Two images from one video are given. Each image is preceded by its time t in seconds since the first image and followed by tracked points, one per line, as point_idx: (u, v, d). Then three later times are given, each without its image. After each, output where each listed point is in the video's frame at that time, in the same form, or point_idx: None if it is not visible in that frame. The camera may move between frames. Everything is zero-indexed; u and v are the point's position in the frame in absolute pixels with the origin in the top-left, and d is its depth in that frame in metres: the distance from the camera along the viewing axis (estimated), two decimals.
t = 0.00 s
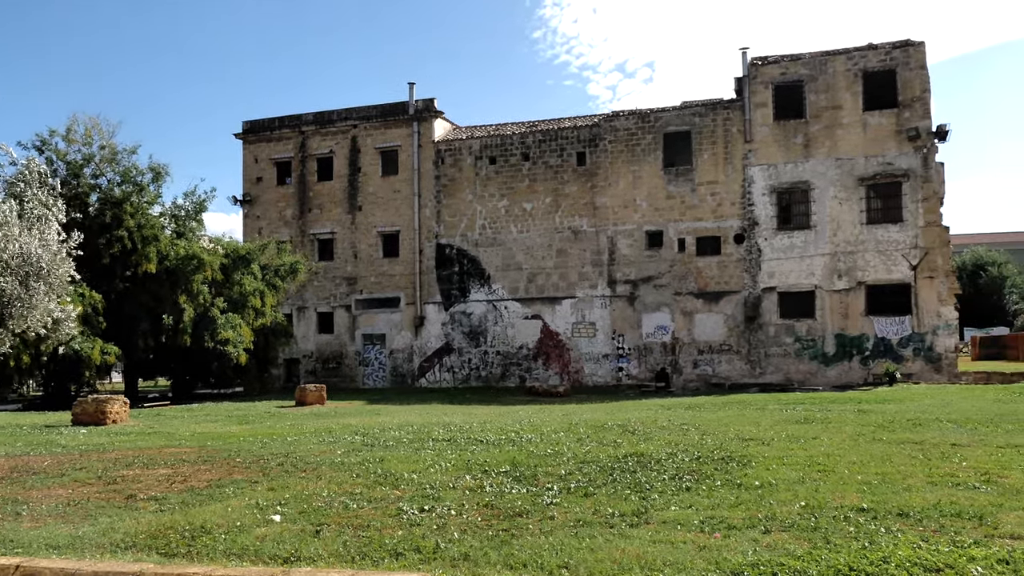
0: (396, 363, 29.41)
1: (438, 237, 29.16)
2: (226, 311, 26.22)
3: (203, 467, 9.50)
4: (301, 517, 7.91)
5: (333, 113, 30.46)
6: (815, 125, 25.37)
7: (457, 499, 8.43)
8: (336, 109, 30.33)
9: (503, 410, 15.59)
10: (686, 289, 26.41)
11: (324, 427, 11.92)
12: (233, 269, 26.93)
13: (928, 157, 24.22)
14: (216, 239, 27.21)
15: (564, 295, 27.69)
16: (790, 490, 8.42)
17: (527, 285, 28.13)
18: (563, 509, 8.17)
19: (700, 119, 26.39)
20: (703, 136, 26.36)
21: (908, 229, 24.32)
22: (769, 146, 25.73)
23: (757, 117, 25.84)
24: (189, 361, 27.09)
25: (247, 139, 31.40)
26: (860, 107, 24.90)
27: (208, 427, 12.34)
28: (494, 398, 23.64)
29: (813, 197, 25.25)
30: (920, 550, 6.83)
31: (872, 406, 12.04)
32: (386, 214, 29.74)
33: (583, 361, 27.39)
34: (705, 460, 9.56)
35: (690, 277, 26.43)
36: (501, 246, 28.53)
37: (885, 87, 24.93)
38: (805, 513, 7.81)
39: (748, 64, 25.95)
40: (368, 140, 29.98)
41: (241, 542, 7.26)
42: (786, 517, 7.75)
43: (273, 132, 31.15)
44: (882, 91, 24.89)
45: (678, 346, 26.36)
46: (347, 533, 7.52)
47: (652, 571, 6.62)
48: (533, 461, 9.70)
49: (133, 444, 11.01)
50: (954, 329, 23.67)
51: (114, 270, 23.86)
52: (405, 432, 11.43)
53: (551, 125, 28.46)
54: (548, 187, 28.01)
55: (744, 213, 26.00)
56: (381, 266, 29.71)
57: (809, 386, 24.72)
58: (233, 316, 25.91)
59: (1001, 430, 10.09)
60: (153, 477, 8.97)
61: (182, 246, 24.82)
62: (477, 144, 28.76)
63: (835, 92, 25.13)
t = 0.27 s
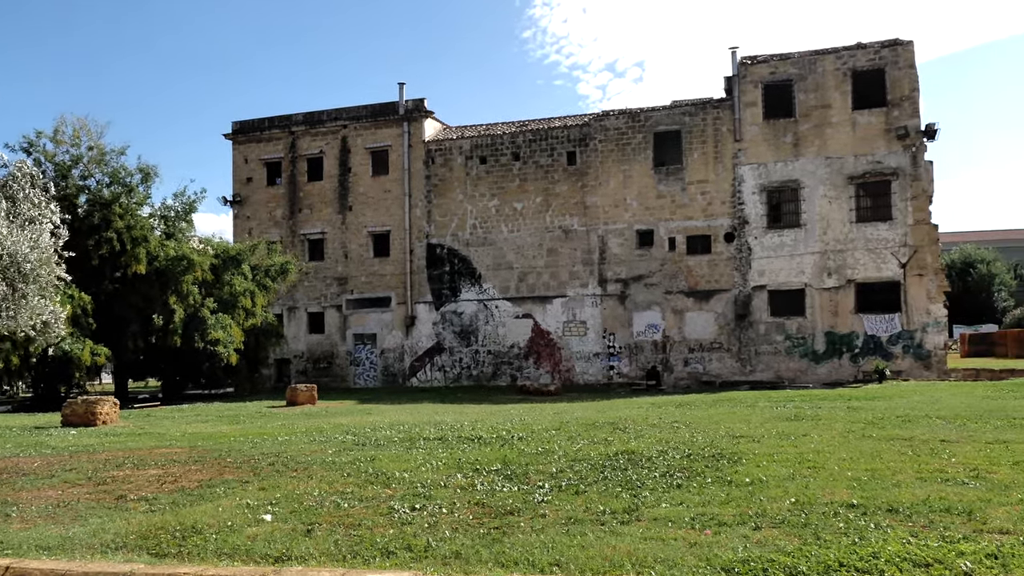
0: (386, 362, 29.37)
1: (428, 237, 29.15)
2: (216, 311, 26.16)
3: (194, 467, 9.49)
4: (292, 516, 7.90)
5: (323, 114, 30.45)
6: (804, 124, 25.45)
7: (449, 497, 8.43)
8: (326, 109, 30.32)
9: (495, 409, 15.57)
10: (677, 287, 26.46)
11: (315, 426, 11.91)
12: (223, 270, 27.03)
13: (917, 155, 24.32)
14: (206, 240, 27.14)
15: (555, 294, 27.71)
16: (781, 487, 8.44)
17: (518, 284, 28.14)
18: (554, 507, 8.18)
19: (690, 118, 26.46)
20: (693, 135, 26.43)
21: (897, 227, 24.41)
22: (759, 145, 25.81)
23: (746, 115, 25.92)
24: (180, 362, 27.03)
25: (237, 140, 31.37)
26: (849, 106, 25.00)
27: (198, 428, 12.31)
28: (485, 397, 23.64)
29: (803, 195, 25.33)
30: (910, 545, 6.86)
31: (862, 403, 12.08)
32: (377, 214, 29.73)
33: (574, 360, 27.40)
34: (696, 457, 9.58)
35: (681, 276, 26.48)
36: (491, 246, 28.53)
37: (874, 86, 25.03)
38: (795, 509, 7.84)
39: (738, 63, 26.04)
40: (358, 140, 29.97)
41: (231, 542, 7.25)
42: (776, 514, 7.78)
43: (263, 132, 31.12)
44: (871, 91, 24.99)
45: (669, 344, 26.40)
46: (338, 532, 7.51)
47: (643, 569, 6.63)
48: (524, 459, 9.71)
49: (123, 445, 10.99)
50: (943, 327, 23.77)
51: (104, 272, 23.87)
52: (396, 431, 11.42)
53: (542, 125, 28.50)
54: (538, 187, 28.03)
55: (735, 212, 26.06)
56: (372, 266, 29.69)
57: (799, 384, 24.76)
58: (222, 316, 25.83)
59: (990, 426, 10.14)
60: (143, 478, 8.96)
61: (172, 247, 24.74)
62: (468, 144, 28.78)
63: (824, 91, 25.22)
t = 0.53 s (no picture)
0: (375, 355, 29.35)
1: (416, 229, 29.09)
2: (204, 303, 26.07)
3: (180, 460, 9.47)
4: (279, 509, 7.90)
5: (311, 105, 30.32)
6: (792, 117, 25.49)
7: (436, 490, 8.44)
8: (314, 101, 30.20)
9: (483, 402, 15.57)
10: (665, 280, 26.50)
11: (303, 420, 11.90)
12: (211, 262, 26.72)
13: (904, 148, 24.39)
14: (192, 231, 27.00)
15: (543, 287, 27.72)
16: (767, 480, 8.48)
17: (506, 277, 28.13)
18: (541, 500, 8.20)
19: (678, 110, 26.47)
20: (681, 128, 26.44)
21: (884, 220, 24.49)
22: (746, 138, 25.84)
23: (734, 108, 25.93)
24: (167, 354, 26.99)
25: (224, 131, 31.22)
26: (837, 98, 25.04)
27: (186, 421, 12.28)
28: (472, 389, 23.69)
29: (791, 188, 25.38)
30: (894, 538, 6.91)
31: (848, 396, 12.15)
32: (364, 205, 29.66)
33: (562, 352, 27.44)
34: (683, 450, 9.61)
35: (668, 269, 26.52)
36: (479, 238, 28.51)
37: (862, 78, 25.07)
38: (781, 502, 7.88)
39: (726, 56, 26.04)
40: (346, 132, 29.87)
41: (218, 535, 7.25)
42: (762, 506, 7.83)
43: (250, 124, 30.98)
44: (858, 83, 25.03)
45: (656, 337, 26.46)
46: (325, 525, 7.52)
47: (630, 561, 6.66)
48: (512, 453, 9.74)
49: (110, 438, 10.97)
50: (929, 320, 23.90)
51: (91, 262, 24.00)
52: (384, 425, 11.42)
53: (530, 117, 28.45)
54: (526, 179, 28.00)
55: (722, 205, 26.09)
56: (359, 258, 29.63)
57: (786, 377, 24.86)
58: (210, 308, 25.74)
59: (974, 419, 10.21)
60: (130, 470, 8.96)
61: (158, 239, 24.58)
62: (456, 135, 28.72)
63: (812, 83, 25.25)
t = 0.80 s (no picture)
0: (364, 350, 29.32)
1: (406, 224, 29.04)
2: (192, 297, 25.94)
3: (168, 454, 9.46)
4: (267, 503, 7.90)
5: (301, 99, 30.22)
6: (783, 114, 25.52)
7: (424, 485, 8.45)
8: (304, 94, 30.10)
9: (472, 397, 15.59)
10: (654, 276, 26.54)
11: (291, 414, 11.91)
12: (200, 255, 26.83)
13: (894, 146, 24.46)
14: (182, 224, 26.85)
15: (533, 283, 27.71)
16: (755, 476, 8.52)
17: (496, 272, 28.11)
18: (529, 495, 8.22)
19: (669, 107, 26.48)
20: (672, 124, 26.45)
21: (873, 218, 24.56)
22: (737, 135, 25.86)
23: (725, 105, 25.95)
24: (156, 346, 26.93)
25: (214, 124, 31.10)
26: (827, 96, 25.09)
27: (174, 415, 12.25)
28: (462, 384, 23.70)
29: (780, 185, 25.42)
30: (881, 534, 6.95)
31: (835, 393, 12.19)
32: (354, 200, 29.59)
33: (551, 348, 27.47)
34: (670, 447, 9.64)
35: (658, 265, 26.56)
36: (469, 233, 28.47)
37: (852, 76, 25.13)
38: (768, 498, 7.92)
39: (717, 53, 26.06)
40: (336, 126, 29.78)
41: (206, 529, 7.25)
42: (750, 502, 7.86)
43: (240, 117, 30.87)
44: (849, 81, 25.08)
45: (645, 334, 26.50)
46: (313, 519, 7.52)
47: (617, 557, 6.68)
48: (500, 448, 9.76)
49: (97, 432, 10.95)
50: (917, 317, 24.02)
51: (79, 255, 23.65)
52: (372, 420, 11.43)
53: (520, 112, 28.43)
54: (517, 174, 27.99)
55: (712, 202, 26.12)
56: (349, 253, 29.57)
57: (774, 374, 24.94)
58: (199, 302, 25.60)
59: (960, 417, 10.28)
60: (116, 465, 8.94)
61: (147, 231, 24.38)
62: (446, 130, 28.68)
63: (802, 81, 25.28)
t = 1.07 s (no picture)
0: (354, 346, 29.28)
1: (397, 220, 29.00)
2: (182, 292, 26.00)
3: (157, 449, 9.43)
4: (255, 499, 7.89)
5: (292, 94, 30.14)
6: (773, 113, 25.58)
7: (413, 482, 8.45)
8: (295, 90, 30.02)
9: (463, 394, 15.57)
10: (645, 274, 26.60)
11: (280, 409, 11.89)
12: (189, 251, 26.80)
13: (884, 146, 24.54)
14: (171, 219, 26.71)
15: (523, 279, 27.74)
16: (744, 473, 8.55)
17: (486, 269, 28.13)
18: (518, 492, 8.22)
19: (660, 105, 26.51)
20: (663, 122, 26.49)
21: (863, 217, 24.65)
22: (728, 133, 25.90)
23: (716, 103, 26.00)
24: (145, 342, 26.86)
25: (204, 119, 31.00)
26: (818, 95, 25.14)
27: (163, 410, 12.22)
28: (452, 381, 23.68)
29: (771, 183, 25.50)
30: (868, 531, 6.98)
31: (825, 390, 12.23)
32: (345, 196, 29.54)
33: (542, 345, 27.49)
34: (659, 443, 9.67)
35: (648, 263, 26.61)
36: (460, 230, 28.47)
37: (842, 76, 25.19)
38: (757, 495, 7.94)
39: (708, 51, 26.09)
40: (327, 122, 29.72)
41: (194, 525, 7.23)
42: (738, 499, 7.88)
43: (231, 112, 30.78)
44: (839, 80, 25.14)
45: (635, 331, 26.56)
46: (302, 515, 7.52)
47: (606, 553, 6.69)
48: (490, 444, 9.77)
49: (85, 426, 10.91)
50: (905, 316, 24.11)
51: (68, 251, 23.61)
52: (362, 415, 11.41)
53: (512, 109, 28.41)
54: (508, 171, 27.99)
55: (703, 200, 26.18)
56: (339, 249, 29.53)
57: (763, 371, 25.03)
58: (188, 297, 25.70)
59: (947, 414, 10.32)
60: (105, 459, 8.91)
61: (136, 227, 24.36)
62: (437, 127, 28.65)
63: (793, 80, 25.34)
